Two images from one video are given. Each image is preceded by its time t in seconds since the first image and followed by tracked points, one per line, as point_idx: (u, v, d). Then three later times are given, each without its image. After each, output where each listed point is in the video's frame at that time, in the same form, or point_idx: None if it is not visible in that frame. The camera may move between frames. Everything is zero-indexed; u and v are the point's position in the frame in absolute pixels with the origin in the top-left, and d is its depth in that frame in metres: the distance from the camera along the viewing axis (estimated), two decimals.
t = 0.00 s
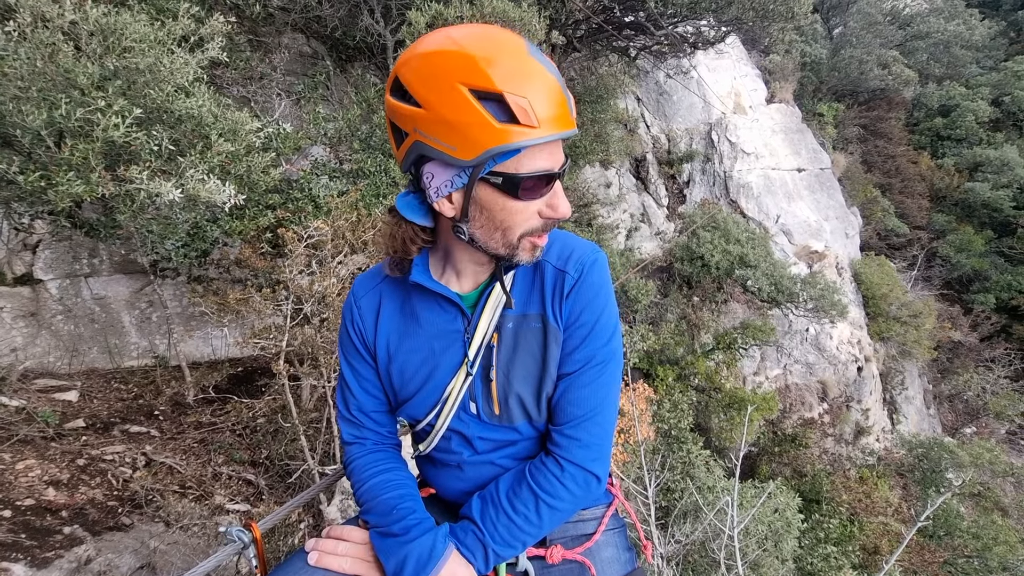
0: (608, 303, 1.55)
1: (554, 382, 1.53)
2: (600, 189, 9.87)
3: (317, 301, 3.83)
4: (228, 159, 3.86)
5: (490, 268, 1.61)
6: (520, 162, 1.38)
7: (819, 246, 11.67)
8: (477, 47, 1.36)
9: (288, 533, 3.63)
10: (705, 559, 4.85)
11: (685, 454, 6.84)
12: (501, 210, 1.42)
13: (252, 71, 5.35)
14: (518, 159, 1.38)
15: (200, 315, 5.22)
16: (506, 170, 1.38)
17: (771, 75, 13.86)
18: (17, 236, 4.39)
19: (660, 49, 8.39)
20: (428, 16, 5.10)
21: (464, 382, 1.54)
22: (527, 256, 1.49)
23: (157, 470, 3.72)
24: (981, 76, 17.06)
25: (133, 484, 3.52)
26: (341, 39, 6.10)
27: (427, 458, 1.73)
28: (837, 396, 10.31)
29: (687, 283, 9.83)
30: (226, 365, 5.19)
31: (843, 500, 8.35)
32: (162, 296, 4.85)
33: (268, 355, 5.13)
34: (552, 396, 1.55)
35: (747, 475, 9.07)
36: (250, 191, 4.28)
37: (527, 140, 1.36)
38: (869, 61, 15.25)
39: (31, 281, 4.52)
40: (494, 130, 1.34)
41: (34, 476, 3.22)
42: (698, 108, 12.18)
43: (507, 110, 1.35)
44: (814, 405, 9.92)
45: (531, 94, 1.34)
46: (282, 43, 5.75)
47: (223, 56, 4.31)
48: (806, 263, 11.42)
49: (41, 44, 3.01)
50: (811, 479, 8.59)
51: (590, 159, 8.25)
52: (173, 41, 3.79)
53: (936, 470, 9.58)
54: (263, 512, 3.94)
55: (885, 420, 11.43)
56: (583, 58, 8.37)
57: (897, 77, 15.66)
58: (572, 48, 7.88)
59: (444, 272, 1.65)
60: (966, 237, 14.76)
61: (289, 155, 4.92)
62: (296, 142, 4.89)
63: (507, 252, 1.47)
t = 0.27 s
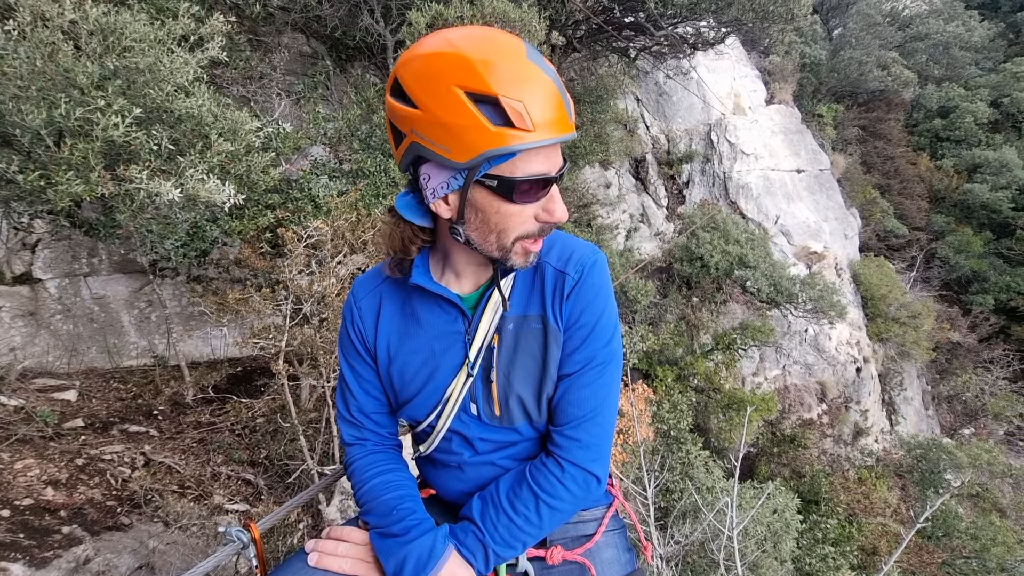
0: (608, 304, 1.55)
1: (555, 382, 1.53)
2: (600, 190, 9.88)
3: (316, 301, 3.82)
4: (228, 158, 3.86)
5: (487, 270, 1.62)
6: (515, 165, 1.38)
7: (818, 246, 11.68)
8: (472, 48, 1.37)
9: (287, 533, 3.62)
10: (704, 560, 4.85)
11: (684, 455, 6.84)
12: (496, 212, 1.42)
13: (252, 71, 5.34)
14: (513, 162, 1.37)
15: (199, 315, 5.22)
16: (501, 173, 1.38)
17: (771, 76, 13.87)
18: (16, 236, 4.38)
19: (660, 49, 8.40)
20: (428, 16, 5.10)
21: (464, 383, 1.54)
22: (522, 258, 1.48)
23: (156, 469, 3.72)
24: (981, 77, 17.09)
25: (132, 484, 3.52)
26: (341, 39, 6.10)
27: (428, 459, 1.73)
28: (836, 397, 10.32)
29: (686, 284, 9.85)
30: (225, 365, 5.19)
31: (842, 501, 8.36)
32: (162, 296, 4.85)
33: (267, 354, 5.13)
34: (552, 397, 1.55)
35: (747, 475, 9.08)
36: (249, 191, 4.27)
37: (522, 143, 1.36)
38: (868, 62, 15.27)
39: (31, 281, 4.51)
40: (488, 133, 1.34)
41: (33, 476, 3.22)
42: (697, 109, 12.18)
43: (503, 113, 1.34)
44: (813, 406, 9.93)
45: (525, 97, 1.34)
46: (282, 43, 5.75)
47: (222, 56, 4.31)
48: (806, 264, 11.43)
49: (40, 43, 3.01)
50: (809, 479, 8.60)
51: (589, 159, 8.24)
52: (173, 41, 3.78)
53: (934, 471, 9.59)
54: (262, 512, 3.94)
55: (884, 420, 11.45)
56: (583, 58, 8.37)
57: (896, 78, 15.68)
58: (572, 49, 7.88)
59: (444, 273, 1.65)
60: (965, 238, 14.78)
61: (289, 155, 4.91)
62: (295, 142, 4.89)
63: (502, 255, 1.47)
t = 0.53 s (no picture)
0: (609, 304, 1.55)
1: (555, 382, 1.53)
2: (599, 189, 9.89)
3: (316, 300, 3.82)
4: (227, 158, 3.85)
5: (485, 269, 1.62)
6: (514, 162, 1.37)
7: (818, 246, 11.68)
8: (471, 45, 1.37)
9: (287, 533, 3.62)
10: (704, 559, 4.85)
11: (684, 454, 6.84)
12: (493, 207, 1.41)
13: (251, 70, 5.34)
14: (512, 159, 1.37)
15: (199, 315, 5.22)
16: (499, 170, 1.37)
17: (771, 76, 13.88)
18: (15, 235, 4.38)
19: (659, 49, 8.40)
20: (428, 16, 5.09)
21: (465, 383, 1.54)
22: (520, 257, 1.47)
23: (156, 469, 3.72)
24: (980, 77, 17.10)
25: (132, 484, 3.51)
26: (340, 38, 6.09)
27: (428, 458, 1.73)
28: (835, 396, 10.32)
29: (686, 284, 9.85)
30: (225, 364, 5.19)
31: (842, 500, 8.36)
32: (161, 296, 4.85)
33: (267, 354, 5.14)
34: (552, 397, 1.55)
35: (746, 475, 9.08)
36: (249, 190, 4.27)
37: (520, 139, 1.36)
38: (868, 62, 15.27)
39: (30, 280, 4.51)
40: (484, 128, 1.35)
41: (32, 475, 3.22)
42: (697, 109, 12.18)
43: (501, 110, 1.34)
44: (813, 405, 9.93)
45: (523, 94, 1.34)
46: (282, 42, 5.75)
47: (222, 56, 4.31)
48: (805, 264, 11.43)
49: (40, 42, 3.01)
50: (809, 479, 8.61)
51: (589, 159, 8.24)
52: (172, 40, 3.77)
53: (934, 471, 9.59)
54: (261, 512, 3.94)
55: (884, 420, 11.45)
56: (583, 58, 8.37)
57: (896, 78, 15.68)
58: (572, 48, 7.87)
59: (444, 272, 1.66)
60: (964, 238, 14.78)
61: (289, 155, 4.91)
62: (295, 141, 4.89)
63: (500, 254, 1.46)
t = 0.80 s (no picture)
0: (613, 309, 1.55)
1: (557, 385, 1.53)
2: (600, 189, 9.89)
3: (316, 300, 3.83)
4: (227, 158, 3.85)
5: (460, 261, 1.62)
6: (444, 128, 1.49)
7: (818, 246, 11.68)
8: (448, 44, 1.59)
9: (287, 533, 3.62)
10: (704, 559, 4.85)
11: (684, 454, 6.84)
12: (431, 179, 1.51)
13: (252, 71, 5.34)
14: (444, 130, 1.48)
15: (199, 315, 5.23)
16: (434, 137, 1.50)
17: (771, 76, 13.88)
18: (16, 236, 4.39)
19: (660, 49, 8.39)
20: (428, 16, 5.09)
21: (467, 385, 1.54)
22: (454, 234, 1.50)
23: (156, 469, 3.72)
24: (981, 77, 17.08)
25: (132, 484, 3.52)
26: (341, 39, 6.09)
27: (428, 459, 1.73)
28: (836, 396, 10.31)
29: (686, 284, 9.86)
30: (226, 364, 5.19)
31: (843, 500, 8.35)
32: (162, 296, 4.85)
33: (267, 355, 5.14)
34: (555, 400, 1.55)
35: (747, 475, 9.07)
36: (249, 191, 4.27)
37: (453, 108, 1.48)
38: (868, 62, 15.25)
39: (31, 280, 4.52)
40: (422, 98, 1.53)
41: (33, 475, 3.22)
42: (697, 109, 12.18)
43: (441, 82, 1.51)
44: (814, 406, 9.92)
45: (463, 70, 1.48)
46: (283, 43, 5.76)
47: (222, 56, 4.31)
48: (806, 264, 11.42)
49: (40, 43, 3.01)
50: (809, 479, 8.59)
51: (590, 159, 8.24)
52: (173, 40, 3.77)
53: (935, 471, 9.57)
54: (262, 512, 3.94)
55: (884, 420, 11.44)
56: (583, 58, 8.37)
57: (897, 78, 15.67)
58: (572, 48, 7.87)
59: (446, 270, 1.67)
60: (965, 238, 14.76)
61: (289, 155, 4.92)
62: (295, 141, 4.89)
63: (436, 222, 1.54)
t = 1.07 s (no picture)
0: (614, 308, 1.55)
1: (558, 385, 1.53)
2: (600, 189, 9.90)
3: (316, 300, 3.83)
4: (228, 158, 3.85)
5: (461, 258, 1.62)
6: (442, 121, 1.49)
7: (818, 246, 11.67)
8: (446, 39, 1.59)
9: (288, 533, 3.63)
10: (704, 559, 4.85)
11: (684, 454, 6.84)
12: (430, 172, 1.52)
13: (252, 70, 5.34)
14: (441, 122, 1.49)
15: (200, 315, 5.23)
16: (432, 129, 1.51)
17: (771, 76, 13.89)
18: (17, 235, 4.39)
19: (660, 49, 8.39)
20: (428, 16, 5.10)
21: (467, 384, 1.54)
22: (453, 227, 1.50)
23: (157, 469, 3.72)
24: (981, 77, 17.08)
25: (133, 483, 3.52)
26: (341, 38, 6.09)
27: (429, 458, 1.73)
28: (836, 396, 10.31)
29: (687, 284, 9.86)
30: (226, 364, 5.20)
31: (844, 501, 8.34)
32: (162, 296, 4.85)
33: (268, 354, 5.14)
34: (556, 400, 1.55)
35: (747, 475, 9.07)
36: (249, 191, 4.27)
37: (452, 101, 1.49)
38: (868, 62, 15.25)
39: (31, 280, 4.52)
40: (421, 91, 1.54)
41: (34, 475, 3.22)
42: (698, 108, 12.18)
43: (438, 74, 1.51)
44: (814, 405, 9.93)
45: (462, 62, 1.49)
46: (283, 42, 5.76)
47: (223, 55, 4.31)
48: (806, 264, 11.42)
49: (41, 42, 3.01)
50: (810, 479, 8.59)
51: (590, 159, 8.24)
52: (173, 40, 3.77)
53: (935, 471, 9.57)
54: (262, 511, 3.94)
55: (884, 420, 11.44)
56: (584, 58, 8.36)
57: (897, 78, 15.68)
58: (572, 48, 7.87)
59: (448, 269, 1.67)
60: (965, 238, 14.76)
61: (289, 155, 4.91)
62: (296, 141, 4.89)
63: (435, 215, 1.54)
